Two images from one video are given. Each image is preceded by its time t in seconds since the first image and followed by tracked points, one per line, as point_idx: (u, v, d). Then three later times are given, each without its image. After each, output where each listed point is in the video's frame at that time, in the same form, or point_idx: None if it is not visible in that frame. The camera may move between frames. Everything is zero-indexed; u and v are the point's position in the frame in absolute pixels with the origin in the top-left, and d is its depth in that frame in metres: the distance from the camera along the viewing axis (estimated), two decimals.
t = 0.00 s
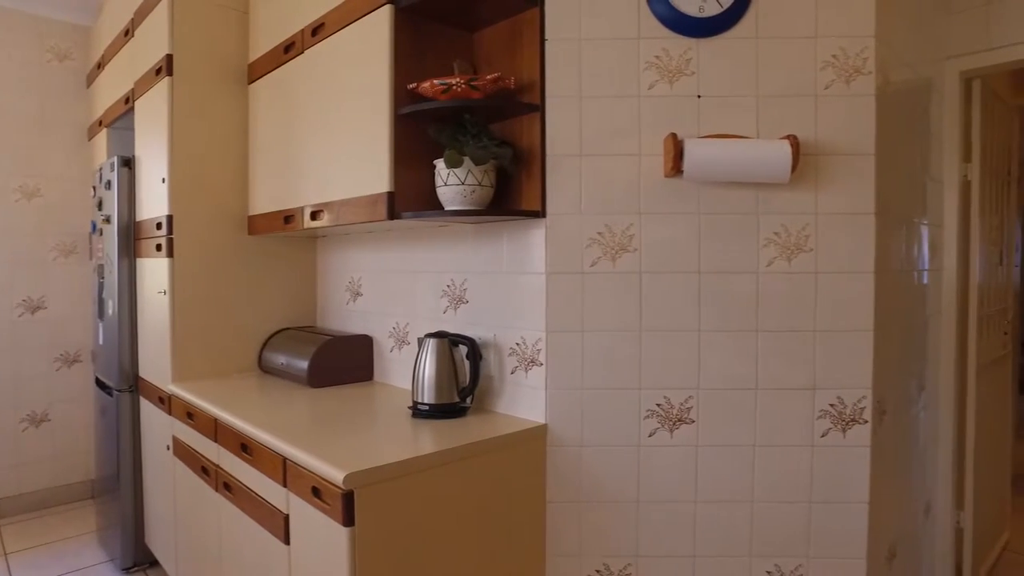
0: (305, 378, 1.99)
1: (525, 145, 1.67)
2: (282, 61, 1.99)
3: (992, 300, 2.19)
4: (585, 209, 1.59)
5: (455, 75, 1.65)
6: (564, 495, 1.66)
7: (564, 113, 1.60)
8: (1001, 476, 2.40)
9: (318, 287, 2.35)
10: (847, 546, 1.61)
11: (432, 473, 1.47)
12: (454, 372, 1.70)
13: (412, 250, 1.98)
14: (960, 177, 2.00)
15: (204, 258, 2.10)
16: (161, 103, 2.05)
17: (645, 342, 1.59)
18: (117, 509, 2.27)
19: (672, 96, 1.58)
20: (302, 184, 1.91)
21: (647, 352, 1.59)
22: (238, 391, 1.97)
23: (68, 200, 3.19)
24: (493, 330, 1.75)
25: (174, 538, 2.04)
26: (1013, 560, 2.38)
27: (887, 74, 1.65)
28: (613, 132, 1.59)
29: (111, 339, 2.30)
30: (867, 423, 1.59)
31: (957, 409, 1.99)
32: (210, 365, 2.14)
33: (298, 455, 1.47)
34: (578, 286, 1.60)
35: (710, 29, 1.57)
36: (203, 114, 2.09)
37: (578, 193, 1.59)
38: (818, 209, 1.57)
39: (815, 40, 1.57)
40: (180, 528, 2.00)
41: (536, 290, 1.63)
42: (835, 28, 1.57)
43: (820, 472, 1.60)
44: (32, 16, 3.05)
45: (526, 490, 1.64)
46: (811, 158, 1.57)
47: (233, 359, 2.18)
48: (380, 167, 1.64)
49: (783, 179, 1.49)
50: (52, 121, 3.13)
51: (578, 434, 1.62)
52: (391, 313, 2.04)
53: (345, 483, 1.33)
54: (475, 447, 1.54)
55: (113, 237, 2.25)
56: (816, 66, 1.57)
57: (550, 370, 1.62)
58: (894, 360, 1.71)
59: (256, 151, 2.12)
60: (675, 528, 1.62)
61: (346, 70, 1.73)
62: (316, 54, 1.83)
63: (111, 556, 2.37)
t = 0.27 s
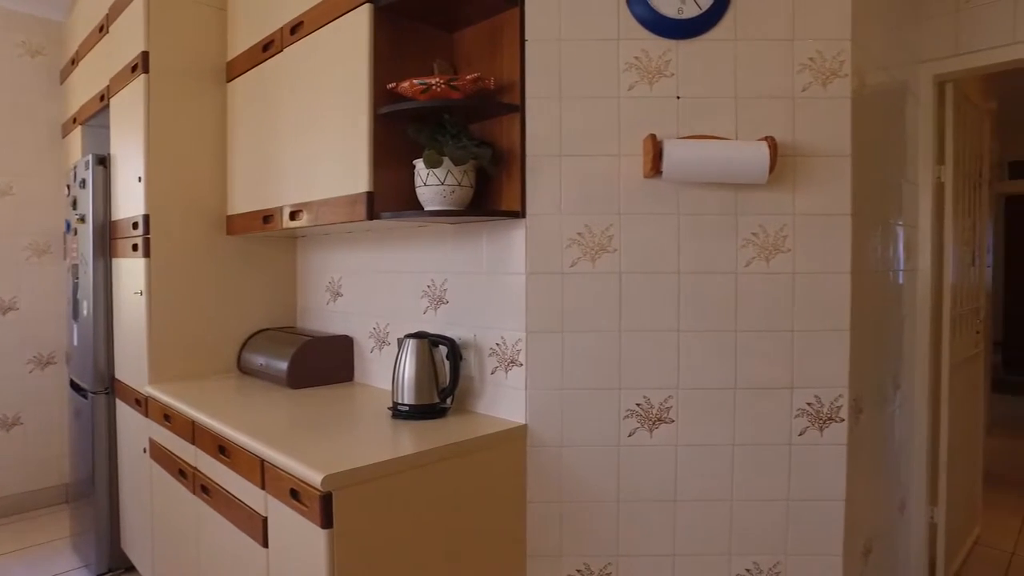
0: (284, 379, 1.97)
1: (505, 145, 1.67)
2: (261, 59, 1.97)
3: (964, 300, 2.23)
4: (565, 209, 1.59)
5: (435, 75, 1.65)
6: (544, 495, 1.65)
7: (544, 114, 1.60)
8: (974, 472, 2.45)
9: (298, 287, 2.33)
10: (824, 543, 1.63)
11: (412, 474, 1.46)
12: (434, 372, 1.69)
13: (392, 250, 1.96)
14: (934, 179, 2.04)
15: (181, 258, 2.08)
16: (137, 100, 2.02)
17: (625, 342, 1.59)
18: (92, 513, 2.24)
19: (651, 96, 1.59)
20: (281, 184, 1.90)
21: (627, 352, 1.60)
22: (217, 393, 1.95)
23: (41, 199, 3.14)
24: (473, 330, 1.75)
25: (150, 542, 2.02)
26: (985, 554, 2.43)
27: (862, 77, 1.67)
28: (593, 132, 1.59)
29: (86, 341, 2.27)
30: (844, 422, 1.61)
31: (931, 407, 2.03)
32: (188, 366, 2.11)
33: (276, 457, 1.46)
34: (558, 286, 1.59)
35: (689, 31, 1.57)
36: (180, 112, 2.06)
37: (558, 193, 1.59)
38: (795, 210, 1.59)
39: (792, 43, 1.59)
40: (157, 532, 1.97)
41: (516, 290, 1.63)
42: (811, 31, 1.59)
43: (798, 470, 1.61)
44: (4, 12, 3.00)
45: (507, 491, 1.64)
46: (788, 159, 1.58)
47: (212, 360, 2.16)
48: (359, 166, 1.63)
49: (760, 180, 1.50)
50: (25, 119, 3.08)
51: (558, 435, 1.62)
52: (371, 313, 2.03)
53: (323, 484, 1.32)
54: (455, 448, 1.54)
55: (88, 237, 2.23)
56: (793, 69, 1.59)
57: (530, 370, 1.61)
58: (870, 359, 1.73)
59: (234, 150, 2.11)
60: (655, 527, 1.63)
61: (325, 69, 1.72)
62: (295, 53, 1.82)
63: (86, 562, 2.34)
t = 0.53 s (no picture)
0: (267, 380, 1.96)
1: (489, 145, 1.66)
2: (243, 57, 1.95)
3: (942, 299, 2.26)
4: (549, 209, 1.59)
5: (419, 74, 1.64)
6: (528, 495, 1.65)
7: (527, 113, 1.60)
8: (952, 469, 2.48)
9: (281, 287, 2.32)
10: (805, 540, 1.65)
11: (395, 474, 1.46)
12: (418, 372, 1.69)
13: (375, 250, 1.96)
14: (913, 180, 2.06)
15: (162, 257, 2.06)
16: (116, 98, 2.00)
17: (608, 341, 1.60)
18: (70, 516, 2.21)
19: (635, 97, 1.59)
20: (263, 183, 1.88)
21: (610, 351, 1.60)
22: (198, 394, 1.93)
23: (17, 197, 3.10)
24: (456, 329, 1.74)
25: (130, 545, 1.99)
26: (963, 550, 2.47)
27: (843, 79, 1.69)
28: (576, 132, 1.60)
29: (65, 342, 2.24)
30: (825, 420, 1.63)
31: (910, 405, 2.05)
32: (168, 367, 2.09)
33: (257, 458, 1.45)
34: (541, 286, 1.60)
35: (672, 32, 1.58)
36: (161, 110, 2.05)
37: (541, 193, 1.60)
38: (777, 210, 1.60)
39: (774, 44, 1.60)
40: (137, 535, 1.95)
41: (500, 289, 1.63)
42: (792, 33, 1.60)
43: (779, 468, 1.63)
44: None
45: (490, 491, 1.63)
46: (770, 160, 1.59)
47: (193, 361, 2.14)
48: (342, 165, 1.62)
49: (743, 180, 1.51)
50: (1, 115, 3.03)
51: (541, 434, 1.62)
52: (355, 313, 2.02)
53: (305, 486, 1.31)
54: (438, 448, 1.53)
55: (66, 236, 2.20)
56: (775, 70, 1.60)
57: (513, 370, 1.61)
58: (851, 358, 1.75)
59: (216, 148, 2.09)
60: (638, 526, 1.63)
61: (308, 67, 1.71)
62: (277, 51, 1.81)
63: (64, 565, 2.31)
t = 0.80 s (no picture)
0: (248, 380, 1.95)
1: (471, 145, 1.66)
2: (224, 55, 1.94)
3: (920, 298, 2.30)
4: (531, 209, 1.59)
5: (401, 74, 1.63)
6: (511, 495, 1.65)
7: (509, 113, 1.60)
8: (929, 465, 2.52)
9: (262, 288, 2.30)
10: (785, 537, 1.66)
11: (376, 475, 1.45)
12: (400, 372, 1.69)
13: (358, 250, 1.95)
14: (890, 182, 2.09)
15: (140, 257, 2.05)
16: (94, 95, 1.98)
17: (590, 342, 1.60)
18: (46, 519, 2.18)
19: (617, 97, 1.60)
20: (243, 182, 1.87)
21: (592, 351, 1.61)
22: (178, 395, 1.91)
23: None
24: (439, 329, 1.74)
25: (108, 548, 1.97)
26: (939, 545, 2.50)
27: (822, 81, 1.70)
28: (558, 132, 1.60)
29: (41, 343, 2.21)
30: (804, 418, 1.65)
31: (888, 403, 2.08)
32: (147, 368, 2.07)
33: (237, 459, 1.44)
34: (523, 286, 1.60)
35: (653, 33, 1.59)
36: (139, 109, 2.03)
37: (523, 193, 1.60)
38: (757, 210, 1.61)
39: (754, 46, 1.61)
40: (115, 538, 1.93)
41: (483, 290, 1.63)
42: (772, 35, 1.62)
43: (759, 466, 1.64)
44: None
45: (473, 491, 1.63)
46: (750, 160, 1.61)
47: (172, 362, 2.13)
48: (323, 165, 1.61)
49: (723, 181, 1.52)
50: None
51: (524, 435, 1.63)
52: (337, 314, 2.01)
53: (285, 487, 1.30)
54: (420, 448, 1.53)
55: (42, 235, 2.18)
56: (755, 72, 1.61)
57: (496, 370, 1.61)
58: (830, 357, 1.77)
59: (196, 147, 2.07)
60: (620, 525, 1.64)
61: (289, 66, 1.70)
62: (258, 50, 1.80)
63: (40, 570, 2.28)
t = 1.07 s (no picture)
0: (227, 381, 1.94)
1: (450, 145, 1.66)
2: (202, 54, 1.93)
3: (895, 298, 2.33)
4: (510, 210, 1.60)
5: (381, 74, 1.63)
6: (491, 495, 1.66)
7: (488, 114, 1.61)
8: (905, 462, 2.56)
9: (242, 288, 2.29)
10: (762, 534, 1.68)
11: (356, 475, 1.45)
12: (380, 373, 1.69)
13: (338, 250, 1.94)
14: (866, 183, 2.12)
15: (117, 258, 2.03)
16: (69, 94, 1.96)
17: (569, 342, 1.61)
18: (21, 523, 2.17)
19: (596, 99, 1.61)
20: (222, 182, 1.86)
21: (571, 351, 1.62)
22: (156, 396, 1.90)
23: None
24: (419, 330, 1.74)
25: (84, 551, 1.95)
26: (915, 540, 2.54)
27: (798, 83, 1.72)
28: (537, 134, 1.61)
29: (14, 344, 2.19)
30: (780, 417, 1.67)
31: (864, 401, 2.11)
32: (124, 369, 2.06)
33: (215, 460, 1.43)
34: (503, 287, 1.60)
35: (632, 35, 1.60)
36: (115, 107, 2.01)
37: (503, 194, 1.60)
38: (734, 212, 1.63)
39: (731, 49, 1.63)
40: (91, 541, 1.91)
41: (462, 290, 1.63)
42: (749, 38, 1.64)
43: (736, 464, 1.66)
44: None
45: (453, 491, 1.63)
46: (727, 162, 1.62)
47: (149, 363, 2.11)
48: (302, 165, 1.61)
49: (701, 182, 1.54)
50: None
51: (504, 435, 1.63)
52: (317, 314, 2.00)
53: (263, 488, 1.30)
54: (400, 449, 1.53)
55: (16, 235, 2.15)
56: (732, 75, 1.63)
57: (475, 370, 1.62)
58: (807, 356, 1.79)
59: (174, 147, 2.06)
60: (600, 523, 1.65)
61: (267, 65, 1.70)
62: (236, 49, 1.79)
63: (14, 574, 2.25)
